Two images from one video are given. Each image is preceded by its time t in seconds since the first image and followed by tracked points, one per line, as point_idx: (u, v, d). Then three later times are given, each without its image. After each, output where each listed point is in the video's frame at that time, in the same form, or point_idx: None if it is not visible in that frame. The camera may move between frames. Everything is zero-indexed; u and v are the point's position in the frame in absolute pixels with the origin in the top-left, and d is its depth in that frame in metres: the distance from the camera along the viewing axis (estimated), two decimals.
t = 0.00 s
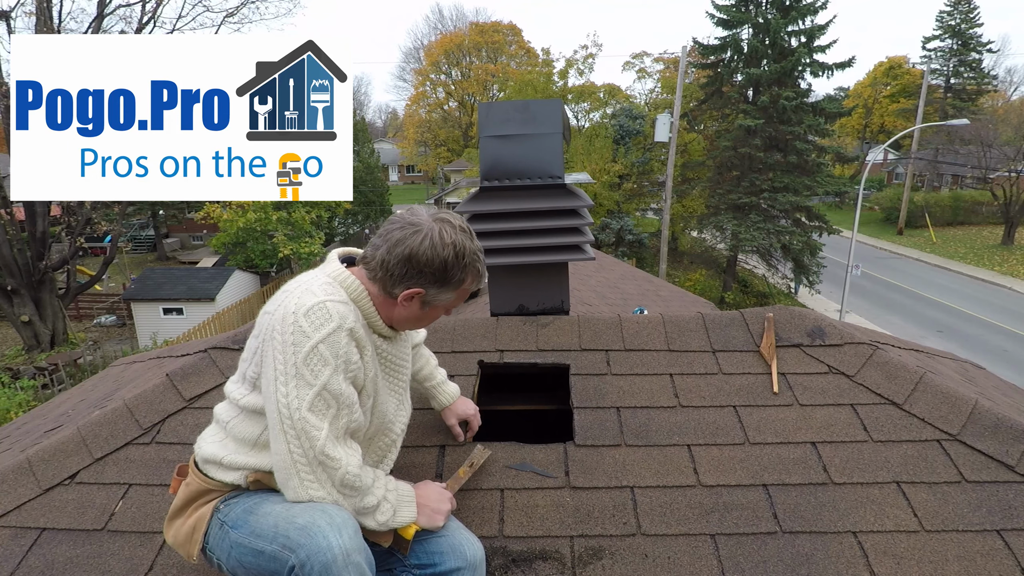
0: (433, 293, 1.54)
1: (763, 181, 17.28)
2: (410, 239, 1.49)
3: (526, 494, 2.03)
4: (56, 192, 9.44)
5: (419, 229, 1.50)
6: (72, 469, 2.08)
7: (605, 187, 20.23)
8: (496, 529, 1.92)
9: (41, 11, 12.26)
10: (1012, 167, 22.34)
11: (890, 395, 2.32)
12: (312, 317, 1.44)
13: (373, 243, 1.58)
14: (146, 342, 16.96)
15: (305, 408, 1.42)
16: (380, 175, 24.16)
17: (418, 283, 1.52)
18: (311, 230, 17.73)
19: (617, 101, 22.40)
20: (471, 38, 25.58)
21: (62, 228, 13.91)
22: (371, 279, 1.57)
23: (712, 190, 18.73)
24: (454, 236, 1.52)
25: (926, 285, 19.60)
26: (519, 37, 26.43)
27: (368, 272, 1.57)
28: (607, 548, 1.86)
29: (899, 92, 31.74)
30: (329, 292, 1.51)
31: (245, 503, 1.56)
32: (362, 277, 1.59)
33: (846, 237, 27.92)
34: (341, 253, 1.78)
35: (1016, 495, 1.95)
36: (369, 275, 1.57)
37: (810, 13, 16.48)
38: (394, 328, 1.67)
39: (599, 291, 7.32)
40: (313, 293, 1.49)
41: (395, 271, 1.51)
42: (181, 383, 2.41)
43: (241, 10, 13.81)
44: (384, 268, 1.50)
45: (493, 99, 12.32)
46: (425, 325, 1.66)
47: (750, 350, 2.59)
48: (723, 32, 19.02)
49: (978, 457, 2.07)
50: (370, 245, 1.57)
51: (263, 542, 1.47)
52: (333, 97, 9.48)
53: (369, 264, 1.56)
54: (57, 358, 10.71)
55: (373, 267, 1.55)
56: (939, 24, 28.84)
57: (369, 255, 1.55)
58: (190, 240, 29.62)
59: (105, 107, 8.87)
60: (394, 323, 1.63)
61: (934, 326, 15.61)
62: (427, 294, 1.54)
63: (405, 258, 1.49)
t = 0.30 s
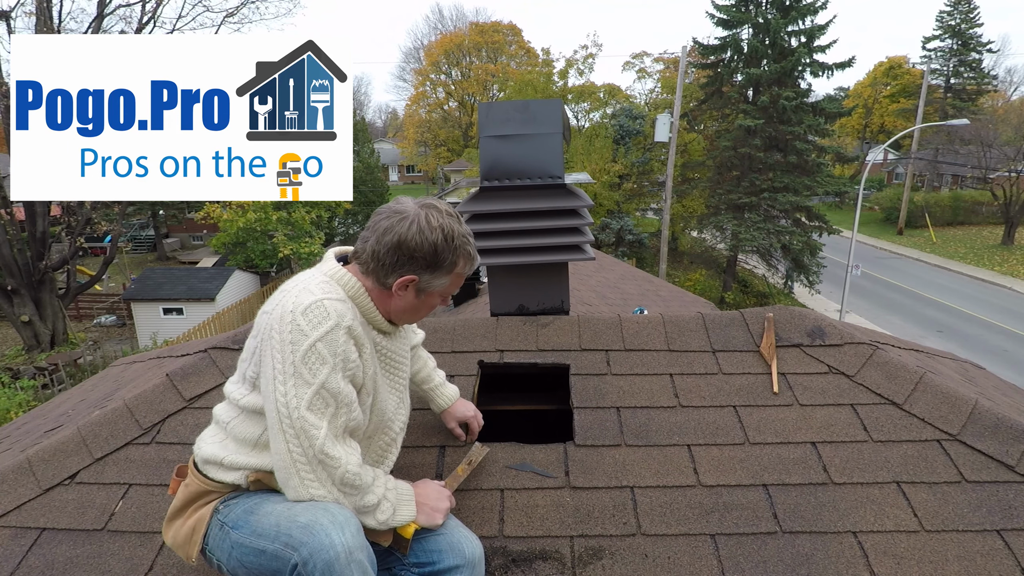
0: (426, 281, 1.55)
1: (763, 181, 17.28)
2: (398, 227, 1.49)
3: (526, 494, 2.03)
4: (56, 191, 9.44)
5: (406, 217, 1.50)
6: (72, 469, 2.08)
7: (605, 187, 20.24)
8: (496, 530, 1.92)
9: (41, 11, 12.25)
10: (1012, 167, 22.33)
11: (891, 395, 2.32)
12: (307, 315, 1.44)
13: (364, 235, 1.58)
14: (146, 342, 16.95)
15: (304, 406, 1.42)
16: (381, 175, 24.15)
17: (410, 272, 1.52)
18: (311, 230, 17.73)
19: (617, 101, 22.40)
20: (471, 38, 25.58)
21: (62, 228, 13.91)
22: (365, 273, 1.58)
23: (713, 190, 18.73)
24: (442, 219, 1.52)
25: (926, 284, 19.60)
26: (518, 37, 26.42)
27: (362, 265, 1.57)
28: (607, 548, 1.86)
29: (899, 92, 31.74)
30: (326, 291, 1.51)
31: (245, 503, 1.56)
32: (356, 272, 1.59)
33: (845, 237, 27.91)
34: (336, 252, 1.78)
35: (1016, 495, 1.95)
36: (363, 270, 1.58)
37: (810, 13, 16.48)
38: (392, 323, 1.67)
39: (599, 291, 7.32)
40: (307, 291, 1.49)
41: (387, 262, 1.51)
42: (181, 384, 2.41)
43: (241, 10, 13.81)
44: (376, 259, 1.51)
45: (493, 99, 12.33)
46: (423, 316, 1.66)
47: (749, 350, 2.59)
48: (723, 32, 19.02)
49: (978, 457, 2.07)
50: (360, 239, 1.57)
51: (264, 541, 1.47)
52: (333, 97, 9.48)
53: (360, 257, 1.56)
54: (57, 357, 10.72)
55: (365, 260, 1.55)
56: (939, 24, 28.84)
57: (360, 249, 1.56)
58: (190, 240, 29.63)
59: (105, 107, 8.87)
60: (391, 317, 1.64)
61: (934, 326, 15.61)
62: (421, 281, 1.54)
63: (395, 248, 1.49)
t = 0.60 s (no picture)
0: (414, 288, 1.54)
1: (763, 181, 17.28)
2: (386, 233, 1.48)
3: (526, 494, 2.03)
4: (56, 192, 9.44)
5: (394, 223, 1.49)
6: (72, 469, 2.08)
7: (605, 187, 20.24)
8: (496, 530, 1.92)
9: (41, 12, 12.25)
10: (1012, 167, 22.34)
11: (891, 395, 2.32)
12: (294, 320, 1.44)
13: (353, 241, 1.58)
14: (146, 342, 16.95)
15: (293, 411, 1.42)
16: (381, 175, 24.14)
17: (398, 280, 1.51)
18: (311, 230, 17.73)
19: (617, 101, 22.41)
20: (471, 38, 25.58)
21: (62, 228, 13.92)
22: (353, 277, 1.57)
23: (713, 190, 18.74)
24: (431, 228, 1.51)
25: (926, 284, 19.58)
26: (518, 37, 26.41)
27: (350, 270, 1.56)
28: (608, 548, 1.86)
29: (899, 92, 31.74)
30: (313, 293, 1.51)
31: (241, 508, 1.56)
32: (344, 277, 1.59)
33: (845, 237, 27.90)
34: (324, 254, 1.78)
35: (1017, 495, 1.95)
36: (351, 273, 1.57)
37: (810, 12, 16.47)
38: (382, 327, 1.67)
39: (599, 291, 7.32)
40: (293, 296, 1.49)
41: (374, 269, 1.50)
42: (181, 384, 2.41)
43: (241, 10, 13.81)
44: (362, 265, 1.50)
45: (493, 99, 12.32)
46: (412, 321, 1.65)
47: (749, 350, 2.59)
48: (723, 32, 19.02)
49: (978, 457, 2.07)
50: (348, 244, 1.57)
51: (258, 545, 1.47)
52: (333, 97, 9.48)
53: (348, 262, 1.56)
54: (57, 357, 10.72)
55: (352, 265, 1.54)
56: (939, 24, 28.83)
57: (348, 256, 1.55)
58: (190, 240, 29.63)
59: (105, 108, 8.88)
60: (381, 320, 1.63)
61: (934, 326, 15.60)
62: (409, 289, 1.53)
63: (382, 255, 1.48)
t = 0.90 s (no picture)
0: (414, 301, 1.53)
1: (763, 181, 17.28)
2: (392, 245, 1.47)
3: (526, 494, 2.03)
4: (56, 192, 9.44)
5: (402, 235, 1.49)
6: (72, 469, 2.08)
7: (605, 187, 20.24)
8: (496, 530, 1.92)
9: (41, 12, 12.25)
10: (1012, 167, 22.34)
11: (891, 395, 2.32)
12: (295, 323, 1.44)
13: (359, 246, 1.57)
14: (146, 342, 16.95)
15: (294, 413, 1.42)
16: (381, 175, 24.17)
17: (398, 292, 1.50)
18: (311, 230, 17.74)
19: (617, 101, 22.40)
20: (471, 38, 25.59)
21: (61, 228, 13.91)
22: (356, 283, 1.56)
23: (713, 190, 18.76)
24: (439, 244, 1.49)
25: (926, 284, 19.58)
26: (519, 36, 26.41)
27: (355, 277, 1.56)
28: (607, 548, 1.86)
29: (899, 92, 31.75)
30: (316, 296, 1.51)
31: (238, 508, 1.56)
32: (348, 281, 1.59)
33: (845, 237, 27.90)
34: (329, 254, 1.77)
35: (1016, 496, 1.95)
36: (354, 278, 1.56)
37: (810, 13, 16.46)
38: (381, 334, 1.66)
39: (599, 291, 7.32)
40: (296, 298, 1.49)
41: (377, 277, 1.50)
42: (181, 383, 2.41)
43: (241, 10, 13.79)
44: (367, 273, 1.49)
45: (493, 99, 12.30)
46: (412, 331, 1.64)
47: (749, 350, 2.59)
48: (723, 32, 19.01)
49: (977, 457, 2.07)
50: (354, 249, 1.56)
51: (255, 546, 1.47)
52: (333, 97, 9.47)
53: (352, 267, 1.55)
54: (57, 357, 10.72)
55: (356, 270, 1.54)
56: (939, 24, 28.81)
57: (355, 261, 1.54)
58: (190, 240, 29.63)
59: (105, 108, 8.87)
60: (380, 327, 1.62)
61: (934, 326, 15.60)
62: (409, 302, 1.52)
63: (386, 264, 1.48)
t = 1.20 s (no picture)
0: (437, 281, 1.56)
1: (763, 181, 17.28)
2: (414, 229, 1.50)
3: (526, 494, 2.03)
4: (56, 192, 9.44)
5: (418, 217, 1.52)
6: (72, 469, 2.08)
7: (605, 187, 20.23)
8: (496, 530, 1.92)
9: (41, 12, 12.23)
10: (1012, 167, 22.34)
11: (891, 395, 2.32)
12: (327, 327, 1.44)
13: (371, 239, 1.58)
14: (146, 342, 16.94)
15: (353, 410, 1.43)
16: (381, 175, 24.20)
17: (422, 273, 1.53)
18: (311, 230, 17.74)
19: (617, 101, 22.40)
20: (471, 38, 25.59)
21: (62, 228, 13.91)
22: (375, 273, 1.57)
23: (712, 190, 18.76)
24: (456, 223, 1.54)
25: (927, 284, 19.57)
26: (519, 37, 26.41)
27: (375, 270, 1.56)
28: (607, 548, 1.86)
29: (899, 92, 31.74)
30: (338, 301, 1.50)
31: (244, 503, 1.56)
32: (363, 276, 1.58)
33: (845, 237, 27.90)
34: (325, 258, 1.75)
35: (1016, 495, 1.95)
36: (372, 271, 1.57)
37: (810, 12, 16.46)
38: (399, 324, 1.68)
39: (598, 291, 7.31)
40: (319, 302, 1.48)
41: (399, 263, 1.52)
42: (181, 384, 2.41)
43: (241, 10, 13.76)
44: (392, 262, 1.51)
45: (493, 100, 12.32)
46: (436, 313, 1.67)
47: (749, 351, 2.59)
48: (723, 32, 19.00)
49: (978, 457, 2.07)
50: (368, 244, 1.57)
51: (263, 541, 1.47)
52: (333, 97, 9.47)
53: (370, 259, 1.56)
54: (57, 357, 10.73)
55: (376, 263, 1.55)
56: (939, 24, 28.79)
57: (374, 255, 1.55)
58: (190, 240, 29.62)
59: (105, 108, 8.87)
60: (398, 317, 1.64)
61: (934, 326, 15.60)
62: (432, 282, 1.56)
63: (410, 249, 1.50)
